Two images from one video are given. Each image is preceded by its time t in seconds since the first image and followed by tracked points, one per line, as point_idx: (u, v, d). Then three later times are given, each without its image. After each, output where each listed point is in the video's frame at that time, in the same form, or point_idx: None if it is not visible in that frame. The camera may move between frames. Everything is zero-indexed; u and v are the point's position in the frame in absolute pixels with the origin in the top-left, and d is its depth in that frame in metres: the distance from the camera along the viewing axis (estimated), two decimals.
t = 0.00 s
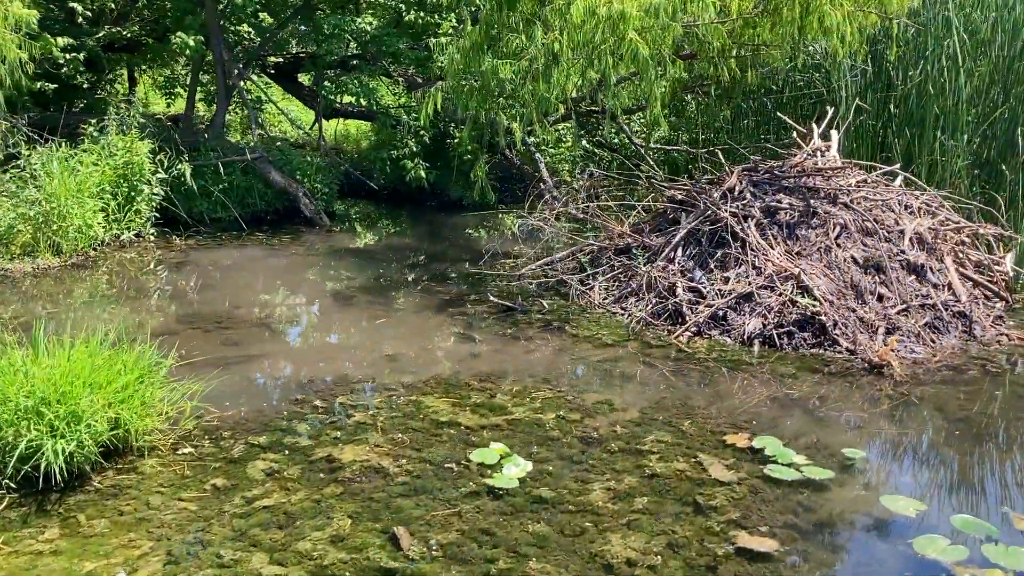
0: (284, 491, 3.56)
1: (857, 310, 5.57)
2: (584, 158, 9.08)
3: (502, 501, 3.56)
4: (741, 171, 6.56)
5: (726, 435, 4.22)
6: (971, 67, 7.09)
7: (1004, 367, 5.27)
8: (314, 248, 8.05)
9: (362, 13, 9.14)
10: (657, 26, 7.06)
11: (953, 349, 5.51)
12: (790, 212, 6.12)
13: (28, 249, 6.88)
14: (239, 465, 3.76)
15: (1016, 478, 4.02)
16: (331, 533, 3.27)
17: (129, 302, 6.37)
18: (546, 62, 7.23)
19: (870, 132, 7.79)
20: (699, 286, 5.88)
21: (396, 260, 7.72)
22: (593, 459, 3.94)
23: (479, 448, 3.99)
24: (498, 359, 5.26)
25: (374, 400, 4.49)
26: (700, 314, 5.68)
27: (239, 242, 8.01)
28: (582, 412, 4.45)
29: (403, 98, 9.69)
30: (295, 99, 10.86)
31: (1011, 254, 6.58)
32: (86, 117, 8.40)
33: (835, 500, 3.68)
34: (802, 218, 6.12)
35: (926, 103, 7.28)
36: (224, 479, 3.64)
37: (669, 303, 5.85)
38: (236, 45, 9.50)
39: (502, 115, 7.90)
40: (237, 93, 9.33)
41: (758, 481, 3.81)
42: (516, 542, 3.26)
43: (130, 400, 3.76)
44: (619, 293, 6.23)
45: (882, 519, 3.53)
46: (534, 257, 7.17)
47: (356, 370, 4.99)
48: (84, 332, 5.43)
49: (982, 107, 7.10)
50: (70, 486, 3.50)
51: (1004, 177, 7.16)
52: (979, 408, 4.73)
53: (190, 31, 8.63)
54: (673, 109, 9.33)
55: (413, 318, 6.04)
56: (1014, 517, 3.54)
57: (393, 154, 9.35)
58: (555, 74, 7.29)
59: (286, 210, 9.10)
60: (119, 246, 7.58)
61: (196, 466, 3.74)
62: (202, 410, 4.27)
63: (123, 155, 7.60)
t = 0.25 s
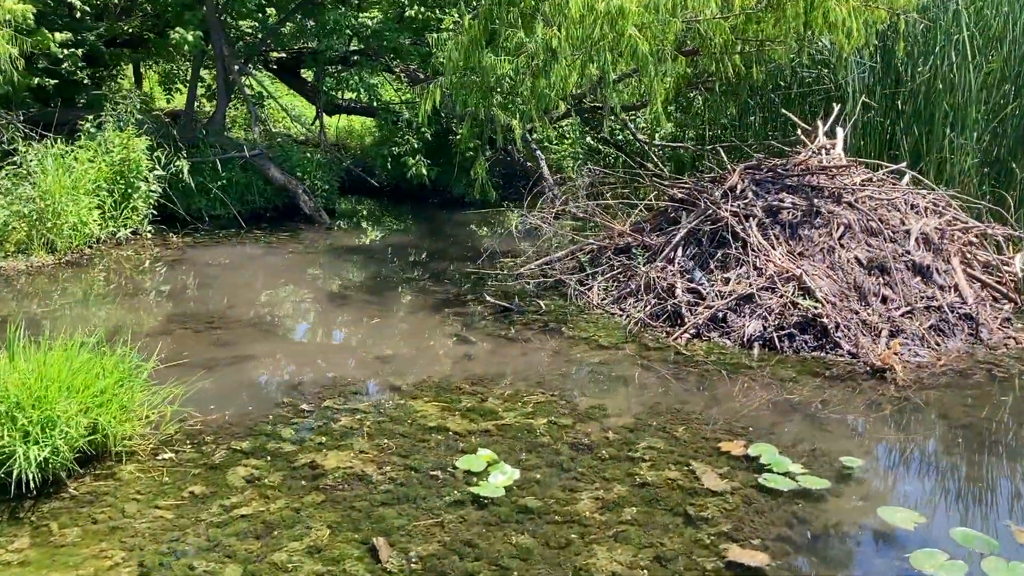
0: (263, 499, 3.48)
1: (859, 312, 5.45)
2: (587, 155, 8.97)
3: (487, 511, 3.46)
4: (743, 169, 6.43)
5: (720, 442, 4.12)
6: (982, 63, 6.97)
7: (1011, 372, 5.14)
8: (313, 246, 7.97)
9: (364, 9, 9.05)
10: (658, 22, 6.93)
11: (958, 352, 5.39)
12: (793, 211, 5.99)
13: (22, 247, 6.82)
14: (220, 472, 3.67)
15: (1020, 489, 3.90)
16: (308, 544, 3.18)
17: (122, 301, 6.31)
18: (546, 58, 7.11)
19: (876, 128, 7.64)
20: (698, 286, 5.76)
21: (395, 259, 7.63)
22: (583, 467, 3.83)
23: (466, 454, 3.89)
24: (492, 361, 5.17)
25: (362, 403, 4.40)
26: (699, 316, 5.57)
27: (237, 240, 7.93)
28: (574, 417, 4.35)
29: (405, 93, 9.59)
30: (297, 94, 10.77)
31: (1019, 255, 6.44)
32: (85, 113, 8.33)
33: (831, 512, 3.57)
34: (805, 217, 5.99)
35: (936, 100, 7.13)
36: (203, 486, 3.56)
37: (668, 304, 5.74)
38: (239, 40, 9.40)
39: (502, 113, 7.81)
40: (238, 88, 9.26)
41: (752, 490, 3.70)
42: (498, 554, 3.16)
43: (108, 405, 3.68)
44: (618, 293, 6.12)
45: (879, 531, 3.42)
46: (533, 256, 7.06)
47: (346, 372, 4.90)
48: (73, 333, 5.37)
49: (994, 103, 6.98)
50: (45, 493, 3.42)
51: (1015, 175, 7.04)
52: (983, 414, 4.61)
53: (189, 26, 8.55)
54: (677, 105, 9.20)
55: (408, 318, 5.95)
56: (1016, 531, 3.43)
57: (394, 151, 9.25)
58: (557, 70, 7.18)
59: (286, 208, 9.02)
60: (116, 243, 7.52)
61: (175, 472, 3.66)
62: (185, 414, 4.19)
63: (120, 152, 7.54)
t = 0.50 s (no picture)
0: (231, 507, 3.37)
1: (860, 313, 5.30)
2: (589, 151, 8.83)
3: (463, 521, 3.33)
4: (743, 165, 6.28)
5: (709, 449, 3.98)
6: (993, 57, 6.76)
7: (1016, 375, 4.98)
8: (308, 242, 7.86)
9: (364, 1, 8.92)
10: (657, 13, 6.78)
11: (961, 355, 5.23)
12: (793, 209, 5.84)
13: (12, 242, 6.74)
14: (190, 478, 3.56)
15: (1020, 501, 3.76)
16: (274, 555, 3.07)
17: (109, 299, 6.21)
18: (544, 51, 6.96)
19: (884, 122, 7.48)
20: (695, 285, 5.62)
21: (390, 255, 7.51)
22: (565, 475, 3.71)
23: (445, 461, 3.78)
24: (481, 362, 5.04)
25: (342, 406, 4.29)
26: (695, 316, 5.43)
27: (231, 236, 7.83)
28: (560, 422, 4.23)
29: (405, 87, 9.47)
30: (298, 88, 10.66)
31: None
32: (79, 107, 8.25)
33: (821, 524, 3.43)
34: (806, 215, 5.83)
35: (945, 94, 6.96)
36: (171, 493, 3.45)
37: (663, 304, 5.60)
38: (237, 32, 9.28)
39: (498, 108, 7.68)
40: (236, 82, 9.13)
41: (740, 501, 3.57)
42: (471, 568, 3.04)
43: (76, 409, 3.57)
44: (614, 292, 5.98)
45: (872, 545, 3.28)
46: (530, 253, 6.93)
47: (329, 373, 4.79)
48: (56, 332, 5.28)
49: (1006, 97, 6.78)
50: (8, 499, 3.32)
51: None
52: (985, 420, 4.45)
53: (184, 19, 8.44)
54: (679, 99, 9.05)
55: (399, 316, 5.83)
56: (1014, 546, 3.28)
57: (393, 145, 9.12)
58: (556, 64, 7.04)
59: (283, 203, 8.92)
60: (108, 239, 7.43)
61: (144, 478, 3.55)
62: (160, 418, 4.08)
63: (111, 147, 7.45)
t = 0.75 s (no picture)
0: (202, 510, 3.29)
1: (856, 312, 5.19)
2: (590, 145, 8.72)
3: (438, 527, 3.25)
4: (740, 160, 6.17)
5: (695, 452, 3.88)
6: (998, 50, 6.65)
7: (1016, 376, 4.86)
8: (302, 237, 7.79)
9: None
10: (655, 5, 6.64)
11: (960, 355, 5.11)
12: (790, 205, 5.72)
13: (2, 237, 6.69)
14: (162, 480, 3.49)
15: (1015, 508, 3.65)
16: (241, 561, 2.99)
17: (98, 294, 6.16)
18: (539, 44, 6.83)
19: (888, 116, 7.37)
20: (688, 283, 5.52)
21: (384, 250, 7.43)
22: (546, 478, 3.62)
23: (424, 463, 3.69)
24: (469, 361, 4.95)
25: (323, 407, 4.21)
26: (688, 314, 5.33)
27: (225, 231, 7.77)
28: (545, 423, 4.13)
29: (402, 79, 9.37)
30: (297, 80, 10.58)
31: None
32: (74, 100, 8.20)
33: (807, 531, 3.34)
34: (803, 211, 5.72)
35: (949, 88, 6.84)
36: (141, 495, 3.38)
37: (656, 302, 5.50)
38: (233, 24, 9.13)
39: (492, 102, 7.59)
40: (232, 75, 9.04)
41: (725, 506, 3.47)
42: None
43: (46, 409, 3.50)
44: (607, 289, 5.88)
45: (858, 553, 3.18)
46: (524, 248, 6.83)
47: (313, 371, 4.72)
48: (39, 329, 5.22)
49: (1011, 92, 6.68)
50: None
51: None
52: (982, 423, 4.35)
53: (179, 11, 8.35)
54: (679, 92, 8.94)
55: (389, 313, 5.74)
56: (1006, 556, 3.18)
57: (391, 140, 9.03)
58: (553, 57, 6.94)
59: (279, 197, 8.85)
60: (101, 234, 7.37)
61: (115, 480, 3.48)
62: (137, 417, 4.02)
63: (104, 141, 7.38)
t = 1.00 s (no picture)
0: (170, 514, 3.22)
1: (852, 311, 5.08)
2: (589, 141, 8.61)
3: (411, 534, 3.17)
4: (735, 155, 6.06)
5: (679, 456, 3.79)
6: (1001, 44, 6.54)
7: (1013, 378, 4.75)
8: (295, 233, 7.72)
9: None
10: None
11: (957, 355, 5.01)
12: (785, 202, 5.61)
13: None
14: (132, 483, 3.42)
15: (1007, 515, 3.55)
16: (206, 568, 2.92)
17: (85, 290, 6.10)
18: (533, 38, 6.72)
19: (889, 111, 7.26)
20: (680, 281, 5.42)
21: (378, 246, 7.35)
22: (525, 482, 3.54)
23: (401, 466, 3.61)
24: (455, 360, 4.86)
25: (301, 407, 4.13)
26: (680, 312, 5.23)
27: (218, 226, 7.70)
28: (528, 425, 4.05)
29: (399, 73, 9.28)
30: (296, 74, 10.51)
31: None
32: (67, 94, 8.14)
33: (791, 539, 3.24)
34: (798, 208, 5.61)
35: (950, 83, 6.72)
36: (109, 498, 3.31)
37: (647, 300, 5.40)
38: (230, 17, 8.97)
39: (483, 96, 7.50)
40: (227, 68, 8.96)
41: (707, 513, 3.38)
42: None
43: (15, 409, 3.44)
44: (599, 287, 5.79)
45: (842, 563, 3.09)
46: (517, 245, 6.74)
47: (295, 370, 4.64)
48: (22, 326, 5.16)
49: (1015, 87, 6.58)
50: None
51: None
52: (976, 427, 4.24)
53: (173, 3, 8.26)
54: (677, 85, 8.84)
55: (377, 310, 5.66)
56: (996, 566, 3.08)
57: (387, 134, 8.95)
58: (547, 50, 6.85)
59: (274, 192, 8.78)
60: (92, 228, 7.31)
61: (84, 482, 3.41)
62: (111, 418, 3.95)
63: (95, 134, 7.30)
